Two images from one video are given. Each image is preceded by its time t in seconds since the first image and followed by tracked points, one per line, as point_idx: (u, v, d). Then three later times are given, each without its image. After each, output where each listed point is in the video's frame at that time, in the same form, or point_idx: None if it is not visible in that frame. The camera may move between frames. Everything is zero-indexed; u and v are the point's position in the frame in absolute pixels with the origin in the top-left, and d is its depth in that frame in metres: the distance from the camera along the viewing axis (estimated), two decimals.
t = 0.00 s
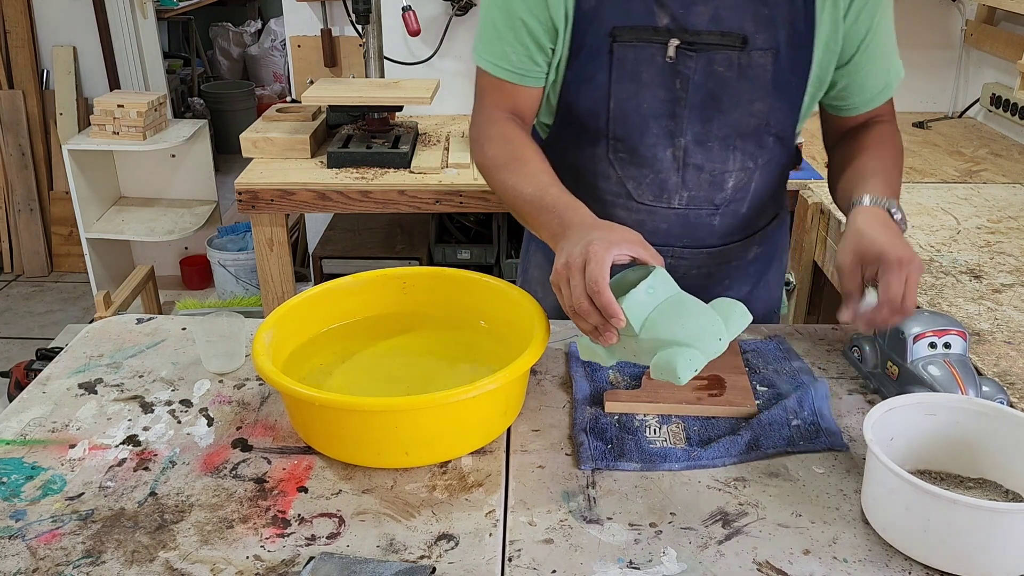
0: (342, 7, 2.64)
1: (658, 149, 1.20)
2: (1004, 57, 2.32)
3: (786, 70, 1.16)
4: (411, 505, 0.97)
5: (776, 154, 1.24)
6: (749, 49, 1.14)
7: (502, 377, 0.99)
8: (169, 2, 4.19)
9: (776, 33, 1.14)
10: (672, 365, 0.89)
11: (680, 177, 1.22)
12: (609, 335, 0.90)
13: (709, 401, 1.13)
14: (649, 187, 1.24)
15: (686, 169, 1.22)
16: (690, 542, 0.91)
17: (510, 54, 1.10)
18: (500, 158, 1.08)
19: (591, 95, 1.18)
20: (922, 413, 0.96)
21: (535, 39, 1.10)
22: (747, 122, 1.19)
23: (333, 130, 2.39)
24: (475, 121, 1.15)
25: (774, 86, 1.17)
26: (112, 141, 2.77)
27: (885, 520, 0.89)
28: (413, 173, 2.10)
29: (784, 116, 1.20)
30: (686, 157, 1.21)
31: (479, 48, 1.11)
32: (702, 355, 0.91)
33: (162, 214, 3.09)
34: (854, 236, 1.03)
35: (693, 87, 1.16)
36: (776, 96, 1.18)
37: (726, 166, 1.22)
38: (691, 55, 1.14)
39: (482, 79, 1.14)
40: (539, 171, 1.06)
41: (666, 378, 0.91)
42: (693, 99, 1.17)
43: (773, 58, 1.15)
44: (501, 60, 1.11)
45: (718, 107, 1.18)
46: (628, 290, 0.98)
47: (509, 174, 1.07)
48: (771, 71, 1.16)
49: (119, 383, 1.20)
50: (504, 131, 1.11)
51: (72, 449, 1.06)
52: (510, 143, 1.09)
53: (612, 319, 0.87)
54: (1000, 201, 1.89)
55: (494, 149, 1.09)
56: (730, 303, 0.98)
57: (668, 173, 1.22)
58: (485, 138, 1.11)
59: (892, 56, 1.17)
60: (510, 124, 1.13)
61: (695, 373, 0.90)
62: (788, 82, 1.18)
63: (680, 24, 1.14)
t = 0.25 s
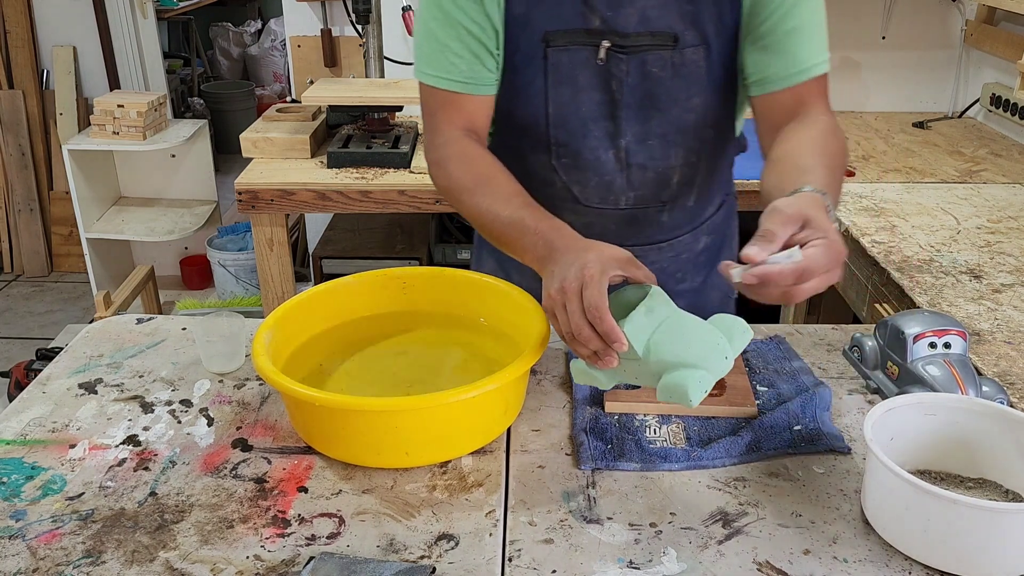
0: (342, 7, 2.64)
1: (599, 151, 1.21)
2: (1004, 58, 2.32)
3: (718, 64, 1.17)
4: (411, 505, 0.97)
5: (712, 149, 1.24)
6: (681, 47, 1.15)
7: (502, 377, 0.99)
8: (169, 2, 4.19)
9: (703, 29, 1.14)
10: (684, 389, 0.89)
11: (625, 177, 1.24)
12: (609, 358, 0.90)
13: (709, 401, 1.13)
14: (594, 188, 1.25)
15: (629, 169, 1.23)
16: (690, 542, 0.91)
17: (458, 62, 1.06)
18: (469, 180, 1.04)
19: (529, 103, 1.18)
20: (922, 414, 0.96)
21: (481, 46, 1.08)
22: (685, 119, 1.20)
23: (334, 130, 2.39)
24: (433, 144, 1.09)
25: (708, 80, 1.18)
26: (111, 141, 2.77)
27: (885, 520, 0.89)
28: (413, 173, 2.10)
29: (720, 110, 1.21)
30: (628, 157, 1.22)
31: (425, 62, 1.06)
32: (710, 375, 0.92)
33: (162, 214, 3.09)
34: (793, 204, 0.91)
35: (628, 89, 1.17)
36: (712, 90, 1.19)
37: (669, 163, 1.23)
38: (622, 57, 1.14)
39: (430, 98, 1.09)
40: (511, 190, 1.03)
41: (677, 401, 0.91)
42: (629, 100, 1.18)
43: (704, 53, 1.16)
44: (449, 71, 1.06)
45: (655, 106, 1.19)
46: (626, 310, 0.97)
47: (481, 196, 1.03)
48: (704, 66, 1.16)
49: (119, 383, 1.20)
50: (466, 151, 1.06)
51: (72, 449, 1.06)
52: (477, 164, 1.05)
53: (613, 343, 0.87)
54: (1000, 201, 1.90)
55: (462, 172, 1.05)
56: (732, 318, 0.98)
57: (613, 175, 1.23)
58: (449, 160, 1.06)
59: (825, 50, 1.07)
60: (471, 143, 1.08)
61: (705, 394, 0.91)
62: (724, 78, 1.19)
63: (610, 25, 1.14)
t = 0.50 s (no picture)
0: (342, 7, 2.63)
1: (564, 155, 1.23)
2: (1004, 58, 2.32)
3: (672, 64, 1.19)
4: (411, 505, 0.97)
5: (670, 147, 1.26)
6: (637, 49, 1.16)
7: (501, 377, 0.99)
8: (169, 2, 4.19)
9: (655, 29, 1.16)
10: (676, 400, 0.90)
11: (590, 180, 1.25)
12: (600, 367, 0.91)
13: (709, 401, 1.13)
14: (560, 193, 1.27)
15: (593, 172, 1.24)
16: (690, 542, 0.91)
17: (423, 71, 1.07)
18: (446, 192, 1.06)
19: (490, 108, 1.20)
20: (922, 414, 0.96)
21: (442, 53, 1.09)
22: (644, 119, 1.21)
23: (333, 130, 2.39)
24: (405, 158, 1.10)
25: (664, 80, 1.20)
26: (111, 141, 2.77)
27: (885, 520, 0.89)
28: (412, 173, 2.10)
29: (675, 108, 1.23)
30: (592, 161, 1.23)
31: (390, 75, 1.07)
32: (702, 381, 0.92)
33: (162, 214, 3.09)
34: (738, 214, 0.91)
35: (587, 93, 1.19)
36: (668, 90, 1.21)
37: (632, 164, 1.25)
38: (579, 62, 1.16)
39: (397, 110, 1.10)
40: (490, 199, 1.05)
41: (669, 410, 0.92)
42: (589, 104, 1.20)
43: (660, 53, 1.18)
44: (414, 81, 1.07)
45: (615, 108, 1.20)
46: (616, 316, 0.98)
47: (460, 207, 1.05)
48: (660, 66, 1.18)
49: (119, 383, 1.20)
50: (441, 162, 1.08)
51: (72, 449, 1.06)
52: (453, 176, 1.07)
53: (604, 353, 0.88)
54: (1000, 201, 1.89)
55: (438, 184, 1.06)
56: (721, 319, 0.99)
57: (578, 179, 1.25)
58: (424, 173, 1.08)
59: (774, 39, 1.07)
60: (445, 154, 1.09)
61: (697, 401, 0.92)
62: (678, 77, 1.21)
63: (565, 30, 1.15)
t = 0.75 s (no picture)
0: (342, 8, 2.63)
1: (555, 157, 1.23)
2: (1004, 58, 2.32)
3: (661, 64, 1.19)
4: (411, 505, 0.97)
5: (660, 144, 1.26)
6: (621, 49, 1.17)
7: (502, 377, 0.99)
8: (169, 2, 4.19)
9: (639, 29, 1.16)
10: (659, 409, 0.90)
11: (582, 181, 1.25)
12: (589, 374, 0.92)
13: (709, 401, 1.13)
14: (554, 195, 1.27)
15: (585, 173, 1.24)
16: (691, 542, 0.91)
17: (412, 79, 1.09)
18: (439, 200, 1.08)
19: (478, 113, 1.20)
20: (922, 414, 0.96)
21: (429, 60, 1.11)
22: (633, 119, 1.21)
23: (333, 130, 2.39)
24: (398, 167, 1.12)
25: (651, 79, 1.20)
26: (111, 141, 2.77)
27: (886, 520, 0.89)
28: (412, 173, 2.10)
29: (664, 105, 1.23)
30: (583, 162, 1.24)
31: (379, 85, 1.08)
32: (687, 389, 0.92)
33: (162, 214, 3.09)
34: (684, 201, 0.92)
35: (574, 95, 1.18)
36: (658, 90, 1.21)
37: (622, 163, 1.25)
38: (565, 64, 1.16)
39: (388, 119, 1.12)
40: (482, 206, 1.07)
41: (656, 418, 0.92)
42: (577, 106, 1.19)
43: (644, 53, 1.18)
44: (403, 89, 1.09)
45: (604, 109, 1.20)
46: (601, 323, 0.98)
47: (453, 214, 1.07)
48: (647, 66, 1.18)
49: (119, 383, 1.20)
50: (433, 171, 1.09)
51: (72, 449, 1.06)
52: (445, 183, 1.08)
53: (588, 360, 0.89)
54: (1000, 201, 1.89)
55: (431, 192, 1.08)
56: (710, 325, 0.99)
57: (568, 181, 1.25)
58: (417, 182, 1.09)
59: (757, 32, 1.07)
60: (438, 162, 1.11)
61: (681, 409, 0.91)
62: (665, 78, 1.21)
63: (549, 33, 1.15)
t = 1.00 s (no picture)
0: (342, 7, 2.63)
1: (555, 158, 1.23)
2: (1004, 58, 2.32)
3: (660, 65, 1.19)
4: (411, 505, 0.97)
5: (665, 144, 1.26)
6: (619, 51, 1.16)
7: (502, 377, 0.99)
8: (169, 2, 4.19)
9: (637, 30, 1.16)
10: (658, 410, 0.90)
11: (582, 182, 1.25)
12: (589, 375, 0.92)
13: (708, 401, 1.13)
14: (554, 196, 1.27)
15: (585, 174, 1.25)
16: (691, 542, 0.91)
17: (412, 84, 1.10)
18: (438, 202, 1.09)
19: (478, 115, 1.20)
20: (922, 414, 0.96)
21: (429, 64, 1.12)
22: (632, 120, 1.21)
23: (333, 130, 2.40)
24: (398, 171, 1.13)
25: (650, 80, 1.20)
26: (111, 142, 2.77)
27: (886, 520, 0.89)
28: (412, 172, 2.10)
29: (664, 106, 1.23)
30: (582, 163, 1.24)
31: (380, 90, 1.10)
32: (686, 390, 0.92)
33: (162, 214, 3.09)
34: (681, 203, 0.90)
35: (572, 96, 1.18)
36: (657, 90, 1.21)
37: (622, 164, 1.24)
38: (563, 66, 1.16)
39: (388, 123, 1.13)
40: (481, 208, 1.07)
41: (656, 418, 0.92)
42: (575, 107, 1.19)
43: (642, 54, 1.17)
44: (403, 94, 1.10)
45: (603, 110, 1.20)
46: (600, 325, 0.98)
47: (452, 216, 1.08)
48: (645, 67, 1.18)
49: (119, 383, 1.20)
50: (432, 174, 1.10)
51: (72, 449, 1.06)
52: (445, 186, 1.09)
53: (587, 360, 0.89)
54: (1000, 201, 1.89)
55: (430, 195, 1.09)
56: (710, 327, 0.98)
57: (568, 181, 1.25)
58: (416, 185, 1.10)
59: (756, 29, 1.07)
60: (439, 166, 1.12)
61: (681, 410, 0.91)
62: (665, 79, 1.21)
63: (546, 36, 1.15)
